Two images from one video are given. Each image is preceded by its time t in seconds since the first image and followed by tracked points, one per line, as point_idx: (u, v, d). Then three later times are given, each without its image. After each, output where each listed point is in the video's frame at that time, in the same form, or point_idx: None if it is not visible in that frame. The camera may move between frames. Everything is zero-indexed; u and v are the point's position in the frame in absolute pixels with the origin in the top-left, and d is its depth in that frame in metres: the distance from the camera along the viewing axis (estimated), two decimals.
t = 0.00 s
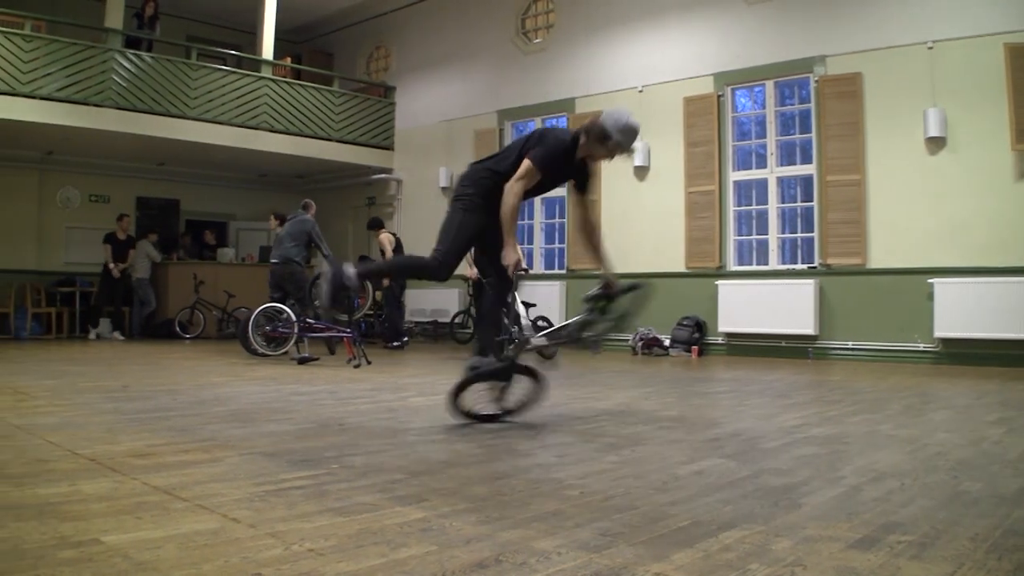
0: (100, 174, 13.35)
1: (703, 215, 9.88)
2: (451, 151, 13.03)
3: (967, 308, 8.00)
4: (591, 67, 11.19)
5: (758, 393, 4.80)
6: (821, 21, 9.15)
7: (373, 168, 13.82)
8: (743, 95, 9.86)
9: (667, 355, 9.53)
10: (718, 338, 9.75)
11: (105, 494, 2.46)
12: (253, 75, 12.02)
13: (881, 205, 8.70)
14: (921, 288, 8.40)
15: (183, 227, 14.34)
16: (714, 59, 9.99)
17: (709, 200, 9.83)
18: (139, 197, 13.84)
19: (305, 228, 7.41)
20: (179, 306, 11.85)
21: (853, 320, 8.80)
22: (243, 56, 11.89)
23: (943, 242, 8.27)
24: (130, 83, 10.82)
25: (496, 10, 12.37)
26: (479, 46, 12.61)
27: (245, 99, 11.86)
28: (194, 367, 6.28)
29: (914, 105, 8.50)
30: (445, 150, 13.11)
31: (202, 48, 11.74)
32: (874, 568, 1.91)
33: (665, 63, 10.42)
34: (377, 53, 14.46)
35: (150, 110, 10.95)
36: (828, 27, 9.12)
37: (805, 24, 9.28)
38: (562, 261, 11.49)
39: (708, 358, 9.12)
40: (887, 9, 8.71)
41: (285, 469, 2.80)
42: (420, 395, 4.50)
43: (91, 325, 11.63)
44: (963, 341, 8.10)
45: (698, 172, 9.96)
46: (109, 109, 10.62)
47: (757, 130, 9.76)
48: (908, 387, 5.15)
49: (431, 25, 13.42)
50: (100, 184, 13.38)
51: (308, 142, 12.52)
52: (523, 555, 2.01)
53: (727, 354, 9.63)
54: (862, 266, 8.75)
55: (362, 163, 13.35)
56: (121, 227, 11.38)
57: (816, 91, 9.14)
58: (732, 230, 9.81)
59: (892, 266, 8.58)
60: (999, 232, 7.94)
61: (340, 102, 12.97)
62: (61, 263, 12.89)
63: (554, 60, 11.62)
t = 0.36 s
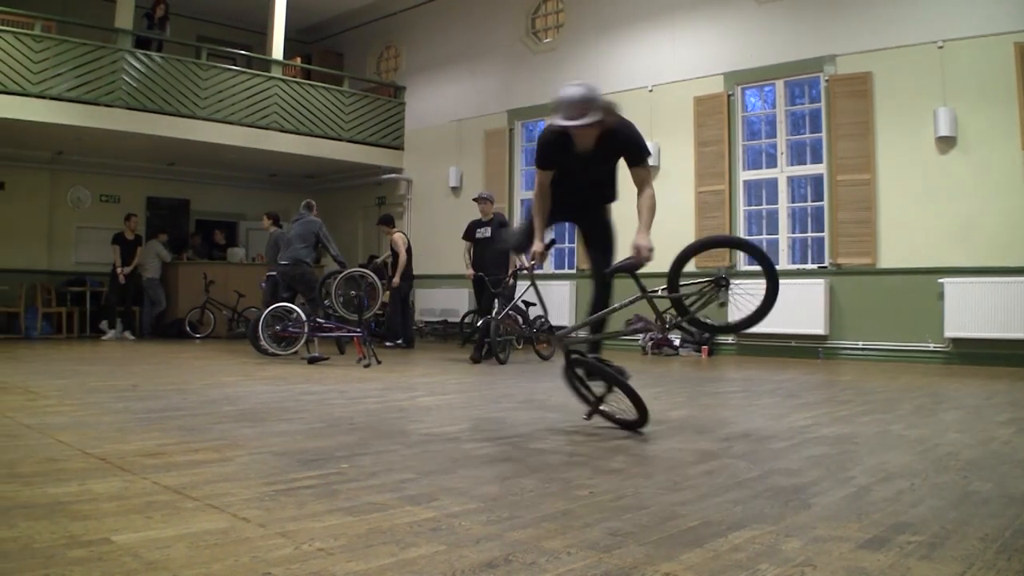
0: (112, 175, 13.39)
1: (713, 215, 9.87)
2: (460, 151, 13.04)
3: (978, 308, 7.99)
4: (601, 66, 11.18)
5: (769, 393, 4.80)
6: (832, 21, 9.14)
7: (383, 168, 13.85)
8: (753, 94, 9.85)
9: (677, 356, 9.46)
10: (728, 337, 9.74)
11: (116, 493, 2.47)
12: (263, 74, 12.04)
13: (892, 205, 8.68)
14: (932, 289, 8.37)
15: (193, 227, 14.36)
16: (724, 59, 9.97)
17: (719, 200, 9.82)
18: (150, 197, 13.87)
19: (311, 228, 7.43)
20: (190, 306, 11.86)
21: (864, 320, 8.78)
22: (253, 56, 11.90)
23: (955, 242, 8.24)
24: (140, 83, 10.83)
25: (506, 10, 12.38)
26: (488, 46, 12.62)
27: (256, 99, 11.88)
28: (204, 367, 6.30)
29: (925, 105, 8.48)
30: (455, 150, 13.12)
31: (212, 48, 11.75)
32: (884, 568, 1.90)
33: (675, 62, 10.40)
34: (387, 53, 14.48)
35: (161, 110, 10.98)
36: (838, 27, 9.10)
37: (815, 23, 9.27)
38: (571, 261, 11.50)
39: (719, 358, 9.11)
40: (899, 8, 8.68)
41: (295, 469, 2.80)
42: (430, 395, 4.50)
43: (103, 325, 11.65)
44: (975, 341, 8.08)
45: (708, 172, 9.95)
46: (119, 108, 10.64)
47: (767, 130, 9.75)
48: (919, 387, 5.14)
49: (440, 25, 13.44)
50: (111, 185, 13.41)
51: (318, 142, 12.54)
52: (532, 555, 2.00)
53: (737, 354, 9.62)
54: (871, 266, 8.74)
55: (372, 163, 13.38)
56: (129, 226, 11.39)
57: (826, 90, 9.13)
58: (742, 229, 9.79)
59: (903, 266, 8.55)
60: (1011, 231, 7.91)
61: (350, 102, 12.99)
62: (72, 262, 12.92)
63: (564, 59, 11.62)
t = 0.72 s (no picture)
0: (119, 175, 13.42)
1: (720, 214, 9.86)
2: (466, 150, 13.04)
3: (984, 308, 7.97)
4: (606, 66, 11.18)
5: (775, 393, 4.80)
6: (838, 20, 9.14)
7: (389, 168, 13.87)
8: (759, 94, 9.85)
9: (683, 355, 9.51)
10: (734, 337, 9.73)
11: (122, 493, 2.47)
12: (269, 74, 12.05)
13: (898, 205, 8.67)
14: (939, 288, 8.36)
15: (199, 227, 14.37)
16: (731, 59, 9.97)
17: (726, 199, 9.81)
18: (157, 197, 13.88)
19: (314, 228, 7.46)
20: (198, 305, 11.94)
21: (870, 320, 8.77)
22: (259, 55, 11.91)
23: (960, 241, 8.24)
24: (145, 83, 10.84)
25: (512, 10, 12.38)
26: (494, 45, 12.63)
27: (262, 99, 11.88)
28: (209, 366, 6.30)
29: (931, 104, 8.47)
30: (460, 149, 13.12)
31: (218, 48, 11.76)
32: (890, 568, 1.90)
33: (681, 62, 10.40)
34: (393, 53, 14.49)
35: (167, 110, 10.99)
36: (844, 26, 9.10)
37: (822, 23, 9.26)
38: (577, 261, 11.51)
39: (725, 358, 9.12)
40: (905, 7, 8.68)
41: (301, 468, 2.80)
42: (436, 394, 4.50)
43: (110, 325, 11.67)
44: (982, 341, 8.07)
45: (714, 172, 9.94)
46: (125, 108, 10.65)
47: (773, 130, 9.74)
48: (926, 387, 5.13)
49: (446, 25, 13.45)
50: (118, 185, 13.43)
51: (324, 142, 12.55)
52: (538, 555, 2.00)
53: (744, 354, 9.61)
54: (878, 266, 8.73)
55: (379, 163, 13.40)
56: (125, 224, 11.22)
57: (832, 90, 9.13)
58: (748, 229, 9.79)
59: (910, 265, 8.54)
60: (1018, 231, 7.89)
61: (356, 101, 12.99)
62: (78, 263, 12.94)
63: (570, 59, 11.62)
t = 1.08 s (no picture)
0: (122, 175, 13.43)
1: (724, 214, 9.85)
2: (470, 150, 13.05)
3: (988, 307, 7.97)
4: (610, 65, 11.17)
5: (779, 392, 4.79)
6: (842, 20, 9.13)
7: (393, 168, 13.88)
8: (763, 93, 9.84)
9: (687, 355, 9.52)
10: (738, 337, 9.72)
11: (126, 492, 2.47)
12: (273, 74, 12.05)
13: (902, 204, 8.66)
14: (943, 287, 8.35)
15: (202, 226, 14.38)
16: (734, 58, 9.96)
17: (730, 199, 9.80)
18: (160, 197, 13.89)
19: (318, 228, 7.43)
20: (202, 305, 11.96)
21: (874, 320, 8.77)
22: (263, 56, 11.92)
23: (963, 241, 8.23)
24: (149, 83, 10.85)
25: (516, 10, 12.38)
26: (498, 45, 12.63)
27: (265, 99, 11.89)
28: (212, 366, 6.30)
29: (935, 104, 8.46)
30: (463, 149, 13.12)
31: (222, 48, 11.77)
32: (894, 568, 1.90)
33: (684, 62, 10.39)
34: (397, 53, 14.49)
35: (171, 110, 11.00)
36: (849, 26, 9.09)
37: (826, 22, 9.25)
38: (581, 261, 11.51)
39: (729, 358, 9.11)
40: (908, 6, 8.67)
41: (305, 468, 2.81)
42: (440, 394, 4.49)
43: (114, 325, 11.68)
44: (986, 341, 8.06)
45: (717, 171, 9.93)
46: (129, 108, 10.66)
47: (777, 129, 9.73)
48: (930, 387, 5.13)
49: (450, 25, 13.45)
50: (121, 185, 13.45)
51: (326, 142, 12.55)
52: (542, 555, 2.00)
53: (748, 354, 9.61)
54: (882, 265, 8.72)
55: (383, 163, 13.41)
56: (118, 223, 11.28)
57: (836, 90, 9.12)
58: (752, 229, 9.78)
59: (914, 265, 8.53)
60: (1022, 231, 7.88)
61: (359, 101, 12.99)
62: (82, 262, 12.95)
63: (574, 59, 11.62)
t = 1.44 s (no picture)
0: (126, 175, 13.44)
1: (729, 214, 9.84)
2: (474, 150, 13.05)
3: (993, 308, 7.96)
4: (615, 65, 11.17)
5: (785, 392, 4.79)
6: (847, 20, 9.12)
7: (397, 168, 13.89)
8: (768, 93, 9.84)
9: (692, 355, 9.51)
10: (743, 337, 9.72)
11: (131, 492, 2.47)
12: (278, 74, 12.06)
13: (907, 205, 8.65)
14: (947, 287, 8.35)
15: (207, 226, 14.40)
16: (740, 58, 9.95)
17: (735, 199, 9.80)
18: (165, 196, 13.91)
19: (323, 228, 7.38)
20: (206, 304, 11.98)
21: (877, 320, 8.77)
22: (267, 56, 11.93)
23: (967, 241, 8.23)
24: (153, 83, 10.86)
25: (521, 10, 12.38)
26: (503, 45, 12.63)
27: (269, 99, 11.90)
28: (217, 366, 6.31)
29: (939, 105, 8.46)
30: (468, 149, 13.12)
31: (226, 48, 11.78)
32: (899, 569, 1.89)
33: (690, 61, 10.38)
34: (401, 53, 14.50)
35: (175, 111, 11.01)
36: (854, 26, 9.08)
37: (832, 22, 9.23)
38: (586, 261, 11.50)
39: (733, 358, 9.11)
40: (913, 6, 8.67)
41: (310, 468, 2.81)
42: (445, 394, 4.49)
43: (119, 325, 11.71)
44: (991, 341, 8.06)
45: (722, 171, 9.94)
46: (133, 108, 10.67)
47: (782, 129, 9.72)
48: (934, 387, 5.12)
49: (455, 25, 13.45)
50: (126, 184, 13.46)
51: (330, 142, 12.55)
52: (547, 555, 2.00)
53: (753, 354, 9.60)
54: (886, 265, 8.72)
55: (387, 162, 13.40)
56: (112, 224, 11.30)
57: (841, 90, 9.11)
58: (757, 229, 9.78)
59: (918, 265, 8.53)
60: None
61: (364, 101, 13.00)
62: (87, 262, 12.97)
63: (579, 59, 11.62)
